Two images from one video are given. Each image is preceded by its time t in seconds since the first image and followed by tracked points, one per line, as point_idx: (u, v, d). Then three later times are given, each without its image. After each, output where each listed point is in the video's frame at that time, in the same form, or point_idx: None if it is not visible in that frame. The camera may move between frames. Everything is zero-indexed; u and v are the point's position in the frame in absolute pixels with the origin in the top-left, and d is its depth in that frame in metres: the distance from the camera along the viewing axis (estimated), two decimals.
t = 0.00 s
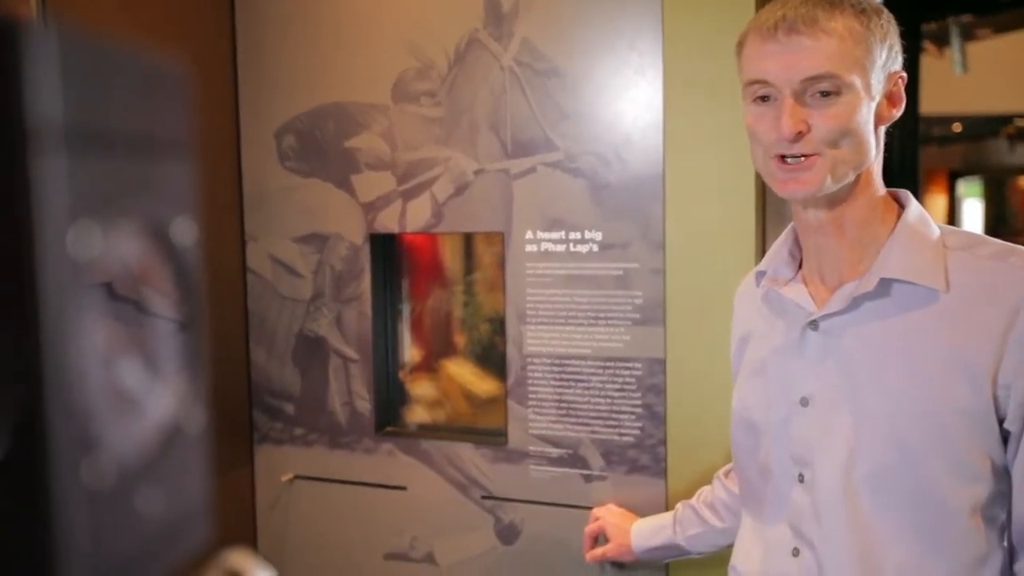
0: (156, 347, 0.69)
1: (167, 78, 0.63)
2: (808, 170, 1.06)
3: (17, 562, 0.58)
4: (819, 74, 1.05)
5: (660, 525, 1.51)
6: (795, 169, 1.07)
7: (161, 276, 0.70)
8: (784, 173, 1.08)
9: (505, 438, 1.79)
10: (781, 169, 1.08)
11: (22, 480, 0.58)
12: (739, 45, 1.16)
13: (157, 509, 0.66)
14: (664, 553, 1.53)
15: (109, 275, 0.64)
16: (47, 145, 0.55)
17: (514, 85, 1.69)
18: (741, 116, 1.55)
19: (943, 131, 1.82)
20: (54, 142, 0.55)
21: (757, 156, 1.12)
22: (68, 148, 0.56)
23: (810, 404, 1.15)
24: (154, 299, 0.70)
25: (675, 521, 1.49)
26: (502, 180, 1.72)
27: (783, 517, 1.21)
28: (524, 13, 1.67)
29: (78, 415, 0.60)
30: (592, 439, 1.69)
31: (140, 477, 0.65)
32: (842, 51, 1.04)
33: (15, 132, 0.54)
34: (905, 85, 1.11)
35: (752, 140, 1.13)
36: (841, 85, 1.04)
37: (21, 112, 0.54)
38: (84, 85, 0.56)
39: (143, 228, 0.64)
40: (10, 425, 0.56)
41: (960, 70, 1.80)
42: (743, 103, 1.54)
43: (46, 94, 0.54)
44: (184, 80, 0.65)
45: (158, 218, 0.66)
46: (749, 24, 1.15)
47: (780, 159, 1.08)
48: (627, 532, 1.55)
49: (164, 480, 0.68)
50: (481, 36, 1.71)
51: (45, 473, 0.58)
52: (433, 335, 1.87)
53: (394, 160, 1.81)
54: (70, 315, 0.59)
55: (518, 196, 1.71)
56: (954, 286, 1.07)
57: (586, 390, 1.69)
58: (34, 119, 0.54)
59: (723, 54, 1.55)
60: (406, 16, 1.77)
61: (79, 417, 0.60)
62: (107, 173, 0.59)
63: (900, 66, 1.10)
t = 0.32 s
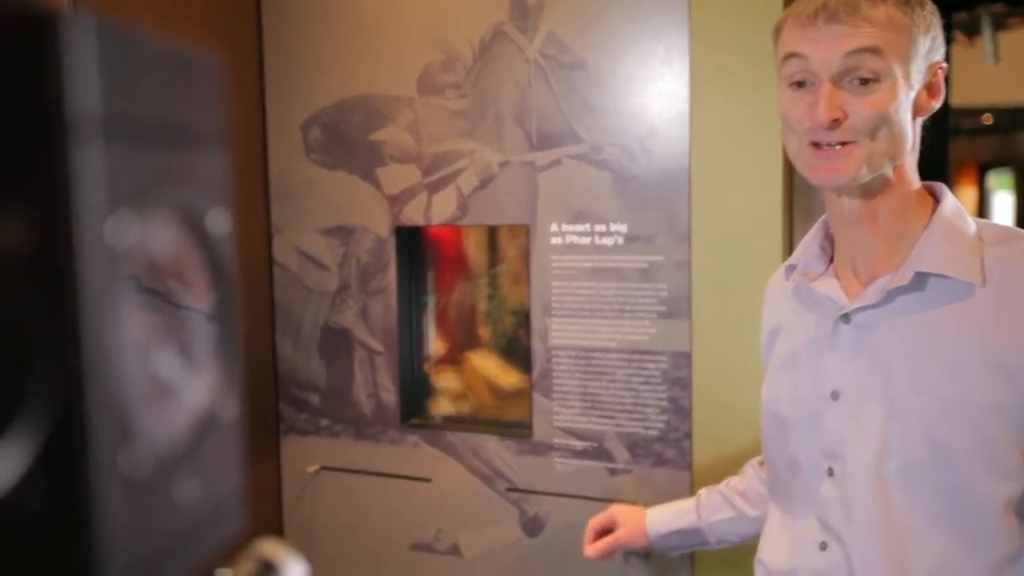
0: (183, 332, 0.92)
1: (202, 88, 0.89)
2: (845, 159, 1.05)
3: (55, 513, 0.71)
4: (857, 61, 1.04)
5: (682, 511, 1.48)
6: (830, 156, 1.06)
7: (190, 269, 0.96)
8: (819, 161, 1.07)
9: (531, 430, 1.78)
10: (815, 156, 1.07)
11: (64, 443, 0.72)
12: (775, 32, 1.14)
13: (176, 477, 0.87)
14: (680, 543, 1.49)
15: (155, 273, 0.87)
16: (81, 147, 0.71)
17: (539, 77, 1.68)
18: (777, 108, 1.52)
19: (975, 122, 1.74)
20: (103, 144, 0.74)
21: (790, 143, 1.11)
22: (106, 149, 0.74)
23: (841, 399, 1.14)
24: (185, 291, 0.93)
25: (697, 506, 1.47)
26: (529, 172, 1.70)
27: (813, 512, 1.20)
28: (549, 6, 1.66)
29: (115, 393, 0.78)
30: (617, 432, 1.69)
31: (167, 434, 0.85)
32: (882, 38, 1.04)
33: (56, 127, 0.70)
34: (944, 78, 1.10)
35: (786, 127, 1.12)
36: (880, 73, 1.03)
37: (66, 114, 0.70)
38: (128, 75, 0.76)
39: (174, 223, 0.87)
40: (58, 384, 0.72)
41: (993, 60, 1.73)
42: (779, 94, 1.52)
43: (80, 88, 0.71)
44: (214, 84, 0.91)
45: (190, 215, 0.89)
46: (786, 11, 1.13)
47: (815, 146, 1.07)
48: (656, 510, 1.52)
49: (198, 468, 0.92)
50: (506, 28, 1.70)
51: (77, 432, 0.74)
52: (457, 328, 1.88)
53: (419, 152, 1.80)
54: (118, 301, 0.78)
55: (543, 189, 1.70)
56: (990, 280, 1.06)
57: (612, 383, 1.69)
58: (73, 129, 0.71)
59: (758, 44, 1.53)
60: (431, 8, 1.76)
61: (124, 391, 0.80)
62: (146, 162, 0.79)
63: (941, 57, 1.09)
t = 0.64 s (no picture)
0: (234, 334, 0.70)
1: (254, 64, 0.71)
2: (884, 153, 1.02)
3: (95, 503, 0.61)
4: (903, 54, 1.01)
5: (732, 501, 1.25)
6: (869, 150, 1.03)
7: (237, 262, 0.71)
8: (856, 156, 1.04)
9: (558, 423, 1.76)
10: (853, 149, 1.04)
11: (104, 437, 0.60)
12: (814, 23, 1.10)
13: (230, 487, 0.68)
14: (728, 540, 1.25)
15: (200, 275, 0.67)
16: (128, 124, 0.59)
17: (568, 70, 1.65)
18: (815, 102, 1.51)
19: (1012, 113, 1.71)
20: (147, 123, 0.60)
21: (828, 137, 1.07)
22: (151, 124, 0.60)
23: (875, 391, 1.08)
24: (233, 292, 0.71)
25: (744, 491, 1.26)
26: (559, 166, 1.68)
27: (842, 507, 1.13)
28: None
29: (160, 393, 0.62)
30: (646, 427, 1.67)
31: (220, 459, 0.67)
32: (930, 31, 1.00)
33: (98, 113, 0.58)
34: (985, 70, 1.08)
35: (824, 118, 1.08)
36: (924, 66, 1.01)
37: (111, 97, 0.58)
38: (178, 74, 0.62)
39: (218, 205, 0.67)
40: (95, 372, 0.59)
41: None
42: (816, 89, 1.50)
43: (126, 81, 0.59)
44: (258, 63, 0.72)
45: (234, 196, 0.68)
46: None
47: (854, 139, 1.04)
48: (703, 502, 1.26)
49: (236, 460, 0.69)
50: (536, 20, 1.67)
51: (121, 442, 0.60)
52: (485, 321, 1.87)
53: (449, 142, 1.77)
54: (158, 286, 0.62)
55: (573, 181, 1.67)
56: None
57: (642, 378, 1.66)
58: (120, 105, 0.58)
59: (793, 40, 1.52)
60: None
61: (164, 383, 0.63)
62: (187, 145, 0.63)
63: (984, 49, 1.07)
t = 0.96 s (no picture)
0: (271, 326, 0.73)
1: (291, 60, 0.73)
2: (923, 141, 1.01)
3: (139, 499, 0.61)
4: (948, 37, 1.00)
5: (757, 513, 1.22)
6: (909, 136, 1.02)
7: (276, 255, 0.73)
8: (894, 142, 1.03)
9: (591, 422, 1.68)
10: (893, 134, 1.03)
11: (146, 428, 0.59)
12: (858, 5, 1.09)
13: (270, 473, 0.71)
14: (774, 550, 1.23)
15: (243, 267, 0.68)
16: (169, 114, 0.57)
17: (598, 65, 1.61)
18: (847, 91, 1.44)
19: None
20: (186, 111, 0.59)
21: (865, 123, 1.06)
22: (193, 115, 0.59)
23: (907, 388, 1.06)
24: (275, 283, 0.73)
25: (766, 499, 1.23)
26: (587, 162, 1.63)
27: (872, 506, 1.11)
28: None
29: (201, 387, 0.61)
30: (675, 423, 1.62)
31: (261, 447, 0.69)
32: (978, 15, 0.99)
33: (139, 104, 0.57)
34: None
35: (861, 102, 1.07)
36: (971, 50, 1.00)
37: (152, 87, 0.57)
38: (221, 66, 0.63)
39: (258, 200, 0.69)
40: (141, 363, 0.59)
41: None
42: (845, 76, 1.44)
43: (170, 73, 0.57)
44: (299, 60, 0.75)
45: (273, 189, 0.70)
46: None
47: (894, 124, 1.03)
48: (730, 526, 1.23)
49: (274, 451, 0.71)
50: (566, 14, 1.62)
51: (163, 435, 0.59)
52: (513, 315, 1.85)
53: (481, 131, 1.70)
54: (202, 278, 0.61)
55: (602, 179, 1.62)
56: None
57: (673, 372, 1.61)
58: (160, 94, 0.57)
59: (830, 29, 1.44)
60: None
61: (204, 377, 0.61)
62: (231, 137, 0.64)
63: None
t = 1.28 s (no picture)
0: (302, 322, 0.74)
1: (321, 57, 0.73)
2: (950, 142, 1.36)
3: (173, 492, 0.61)
4: (967, 44, 1.31)
5: (798, 501, 1.53)
6: (933, 136, 1.36)
7: (309, 250, 0.75)
8: (925, 141, 1.37)
9: (611, 415, 1.67)
10: (915, 135, 1.38)
11: (182, 421, 0.60)
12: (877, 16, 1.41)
13: (302, 466, 0.71)
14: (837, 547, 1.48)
15: (277, 262, 0.69)
16: (205, 108, 0.58)
17: (624, 61, 1.58)
18: (874, 87, 1.41)
19: None
20: (220, 106, 0.59)
21: (885, 124, 1.40)
22: (228, 111, 0.60)
23: (936, 387, 1.37)
24: (307, 280, 0.75)
25: (799, 488, 1.53)
26: (613, 159, 1.61)
27: (900, 504, 1.41)
28: None
29: (236, 381, 0.62)
30: (699, 420, 1.61)
31: (294, 440, 0.70)
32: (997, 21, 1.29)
33: (175, 99, 0.58)
34: None
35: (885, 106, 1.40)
36: (992, 61, 1.31)
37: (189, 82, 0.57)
38: (253, 61, 0.63)
39: (292, 195, 0.69)
40: (176, 355, 0.60)
41: None
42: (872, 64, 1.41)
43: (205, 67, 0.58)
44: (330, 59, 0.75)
45: (307, 185, 0.70)
46: None
47: (913, 126, 1.38)
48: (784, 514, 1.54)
49: (307, 443, 0.72)
50: (591, 11, 1.60)
51: (200, 428, 0.60)
52: (534, 308, 1.69)
53: (511, 126, 1.67)
54: (237, 273, 0.62)
55: (627, 175, 1.60)
56: None
57: (700, 369, 1.60)
58: (195, 89, 0.58)
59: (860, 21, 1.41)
60: None
61: (239, 372, 0.62)
62: (264, 133, 0.65)
63: None
